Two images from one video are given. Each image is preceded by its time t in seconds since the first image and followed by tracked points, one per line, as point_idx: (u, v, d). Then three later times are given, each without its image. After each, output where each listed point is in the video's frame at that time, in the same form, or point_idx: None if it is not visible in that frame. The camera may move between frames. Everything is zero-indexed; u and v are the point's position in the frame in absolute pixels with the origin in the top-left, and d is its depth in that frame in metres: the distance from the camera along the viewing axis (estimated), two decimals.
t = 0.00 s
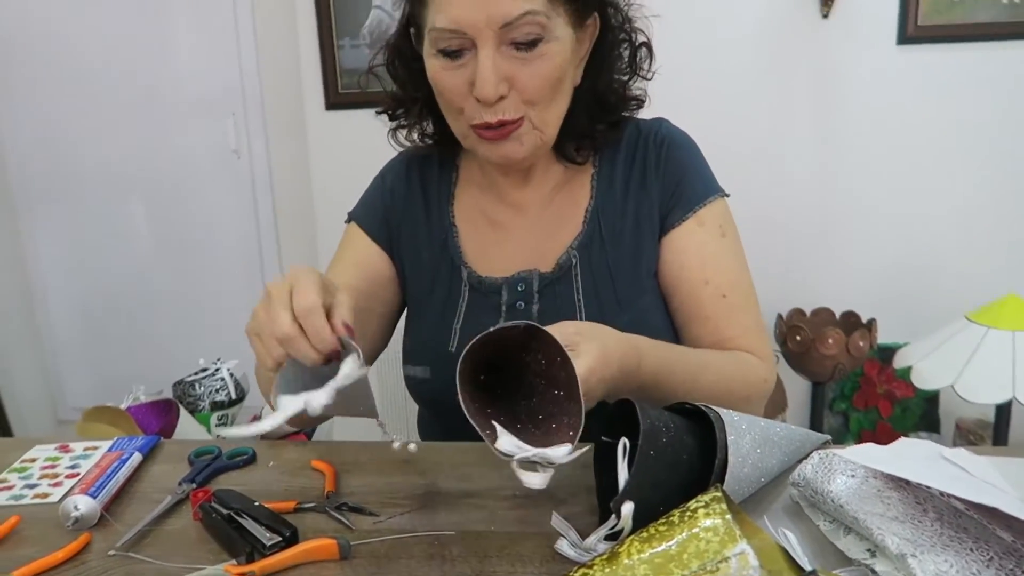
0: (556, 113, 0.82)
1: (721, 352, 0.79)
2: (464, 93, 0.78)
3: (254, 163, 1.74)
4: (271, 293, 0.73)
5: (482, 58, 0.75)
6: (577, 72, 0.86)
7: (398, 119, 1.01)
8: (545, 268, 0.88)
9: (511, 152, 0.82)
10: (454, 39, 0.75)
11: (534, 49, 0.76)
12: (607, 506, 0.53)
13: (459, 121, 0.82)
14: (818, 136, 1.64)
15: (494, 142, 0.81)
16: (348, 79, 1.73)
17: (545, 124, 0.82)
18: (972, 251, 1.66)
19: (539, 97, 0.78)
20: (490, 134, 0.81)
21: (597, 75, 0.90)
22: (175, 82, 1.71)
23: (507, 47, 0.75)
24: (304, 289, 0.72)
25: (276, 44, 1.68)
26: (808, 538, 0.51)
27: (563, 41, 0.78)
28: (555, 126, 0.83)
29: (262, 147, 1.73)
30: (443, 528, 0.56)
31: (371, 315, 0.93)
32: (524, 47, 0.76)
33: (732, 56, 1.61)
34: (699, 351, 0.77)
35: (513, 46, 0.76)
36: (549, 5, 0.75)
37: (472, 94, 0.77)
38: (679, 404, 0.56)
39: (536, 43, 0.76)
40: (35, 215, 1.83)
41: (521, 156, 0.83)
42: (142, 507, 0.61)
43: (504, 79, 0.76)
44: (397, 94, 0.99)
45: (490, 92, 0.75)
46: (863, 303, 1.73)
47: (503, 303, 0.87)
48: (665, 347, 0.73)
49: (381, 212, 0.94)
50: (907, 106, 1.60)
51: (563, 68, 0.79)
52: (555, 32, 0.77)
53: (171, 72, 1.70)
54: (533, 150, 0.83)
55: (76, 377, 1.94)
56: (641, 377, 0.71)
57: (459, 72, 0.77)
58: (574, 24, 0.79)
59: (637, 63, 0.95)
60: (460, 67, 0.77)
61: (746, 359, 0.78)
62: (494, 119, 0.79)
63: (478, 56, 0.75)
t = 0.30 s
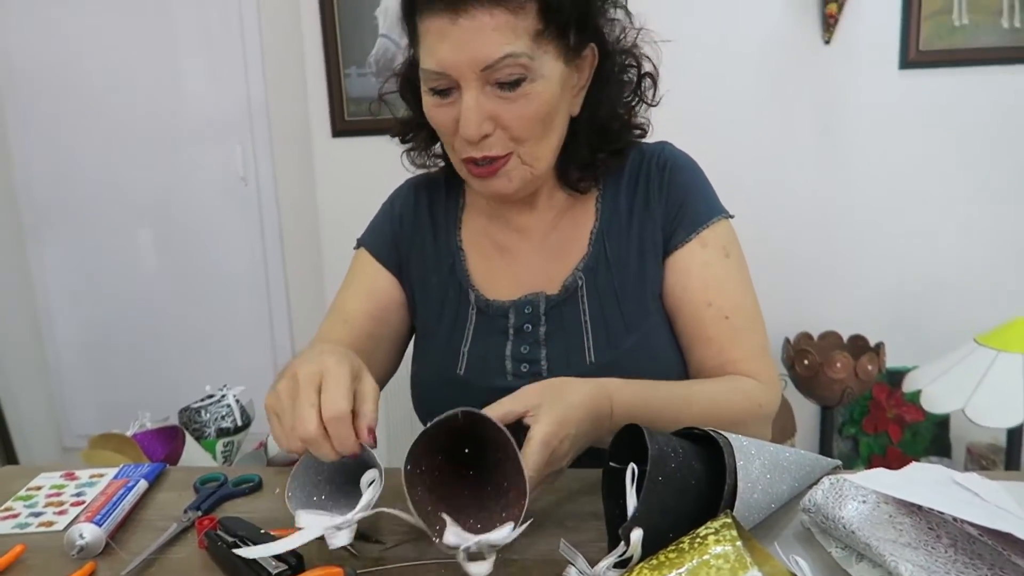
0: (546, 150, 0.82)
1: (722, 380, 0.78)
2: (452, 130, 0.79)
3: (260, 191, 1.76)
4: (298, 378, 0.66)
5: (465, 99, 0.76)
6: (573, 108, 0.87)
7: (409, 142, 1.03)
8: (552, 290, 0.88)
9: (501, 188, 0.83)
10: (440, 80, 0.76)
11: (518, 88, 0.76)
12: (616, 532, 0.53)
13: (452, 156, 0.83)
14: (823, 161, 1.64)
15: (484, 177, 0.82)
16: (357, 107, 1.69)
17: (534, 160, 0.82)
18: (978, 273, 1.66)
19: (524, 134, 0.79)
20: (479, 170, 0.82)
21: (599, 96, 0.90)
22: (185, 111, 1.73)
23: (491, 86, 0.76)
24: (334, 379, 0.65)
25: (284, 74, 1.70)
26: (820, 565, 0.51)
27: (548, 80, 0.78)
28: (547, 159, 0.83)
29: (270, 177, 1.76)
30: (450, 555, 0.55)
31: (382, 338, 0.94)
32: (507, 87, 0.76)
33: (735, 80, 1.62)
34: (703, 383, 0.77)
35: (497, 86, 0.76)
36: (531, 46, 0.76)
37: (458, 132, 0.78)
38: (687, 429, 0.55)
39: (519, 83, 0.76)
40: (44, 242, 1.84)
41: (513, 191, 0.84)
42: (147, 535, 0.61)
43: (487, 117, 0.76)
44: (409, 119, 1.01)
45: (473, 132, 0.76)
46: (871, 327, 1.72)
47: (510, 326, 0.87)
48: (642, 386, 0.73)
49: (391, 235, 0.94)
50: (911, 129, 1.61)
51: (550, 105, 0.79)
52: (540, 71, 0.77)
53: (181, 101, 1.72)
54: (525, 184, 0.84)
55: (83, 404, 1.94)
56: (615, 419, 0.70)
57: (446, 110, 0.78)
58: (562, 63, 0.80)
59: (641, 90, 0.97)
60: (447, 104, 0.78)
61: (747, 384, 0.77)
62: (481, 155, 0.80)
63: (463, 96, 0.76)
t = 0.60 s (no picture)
0: (545, 159, 0.82)
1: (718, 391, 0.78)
2: (451, 147, 0.79)
3: (266, 204, 1.76)
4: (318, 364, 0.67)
5: (461, 116, 0.76)
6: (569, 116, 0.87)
7: (411, 162, 1.03)
8: (552, 297, 0.88)
9: (503, 201, 0.83)
10: (435, 98, 0.77)
11: (511, 101, 0.77)
12: (621, 544, 0.52)
13: (453, 172, 0.83)
14: (828, 171, 1.64)
15: (487, 191, 0.83)
16: (361, 119, 1.71)
17: (534, 170, 0.82)
18: (985, 284, 1.65)
19: (522, 145, 0.79)
20: (480, 185, 0.82)
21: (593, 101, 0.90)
22: (192, 125, 1.74)
23: (485, 101, 0.76)
24: (341, 383, 0.64)
25: (290, 88, 1.72)
26: None
27: (542, 91, 0.78)
28: (546, 169, 0.83)
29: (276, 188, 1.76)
30: (456, 567, 0.55)
31: (388, 348, 0.94)
32: (501, 100, 0.76)
33: (739, 93, 1.63)
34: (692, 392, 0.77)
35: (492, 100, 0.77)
36: (522, 58, 0.76)
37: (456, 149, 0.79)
38: (691, 438, 0.55)
39: (512, 95, 0.77)
40: (51, 255, 1.85)
41: (515, 203, 0.84)
42: (152, 547, 0.61)
43: (485, 132, 0.76)
44: (411, 138, 1.02)
45: (471, 148, 0.76)
46: (877, 338, 1.71)
47: (510, 333, 0.87)
48: (637, 402, 0.73)
49: (393, 246, 0.95)
50: (916, 140, 1.60)
51: (545, 115, 0.79)
52: (533, 82, 0.77)
53: (188, 115, 1.74)
54: (526, 195, 0.84)
55: (89, 415, 1.95)
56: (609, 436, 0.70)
57: (443, 128, 0.79)
58: (554, 73, 0.80)
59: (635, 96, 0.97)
60: (444, 122, 0.78)
61: (745, 393, 0.78)
62: (481, 169, 0.80)
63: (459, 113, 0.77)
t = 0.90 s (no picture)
0: (546, 152, 0.83)
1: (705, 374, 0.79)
2: (453, 138, 0.79)
3: (262, 202, 1.76)
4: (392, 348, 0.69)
5: (463, 106, 0.76)
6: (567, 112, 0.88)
7: (408, 161, 1.03)
8: (547, 296, 0.89)
9: (505, 194, 0.83)
10: (437, 88, 0.77)
11: (513, 91, 0.77)
12: (617, 542, 0.52)
13: (454, 166, 0.83)
14: (824, 174, 1.65)
15: (489, 183, 0.82)
16: (359, 117, 1.69)
17: (535, 162, 0.82)
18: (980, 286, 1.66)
19: (524, 137, 0.79)
20: (481, 177, 0.82)
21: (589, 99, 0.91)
22: (189, 123, 1.74)
23: (487, 92, 0.76)
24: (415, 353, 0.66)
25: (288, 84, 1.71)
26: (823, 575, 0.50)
27: (543, 83, 0.78)
28: (547, 163, 0.84)
29: (272, 186, 1.76)
30: (452, 565, 0.55)
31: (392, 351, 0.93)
32: (503, 91, 0.76)
33: (737, 95, 1.63)
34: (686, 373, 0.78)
35: (493, 91, 0.77)
36: (524, 49, 0.76)
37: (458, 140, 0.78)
38: (688, 437, 0.55)
39: (514, 86, 0.77)
40: (47, 253, 1.85)
41: (517, 197, 0.84)
42: (147, 543, 0.61)
43: (487, 122, 0.76)
44: (408, 139, 1.01)
45: (473, 137, 0.76)
46: (873, 338, 1.72)
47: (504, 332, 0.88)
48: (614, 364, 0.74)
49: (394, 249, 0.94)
50: (912, 142, 1.61)
51: (546, 107, 0.79)
52: (534, 74, 0.78)
53: (185, 113, 1.73)
54: (527, 189, 0.84)
55: (83, 412, 1.94)
56: (592, 391, 0.72)
57: (445, 119, 0.79)
58: (554, 67, 0.80)
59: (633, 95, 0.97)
60: (446, 114, 0.78)
61: (729, 383, 0.78)
62: (483, 160, 0.80)
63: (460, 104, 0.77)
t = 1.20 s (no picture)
0: (553, 139, 0.82)
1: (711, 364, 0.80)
2: (459, 123, 0.79)
3: (254, 190, 1.75)
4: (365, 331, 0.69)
5: (472, 91, 0.76)
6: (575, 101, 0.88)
7: (415, 144, 1.03)
8: (549, 284, 0.88)
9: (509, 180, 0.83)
10: (447, 72, 0.77)
11: (523, 78, 0.77)
12: (608, 529, 0.53)
13: (460, 149, 0.83)
14: (815, 165, 1.65)
15: (494, 168, 0.82)
16: (350, 106, 1.69)
17: (542, 148, 0.82)
18: (969, 277, 1.67)
19: (532, 123, 0.79)
20: (486, 161, 0.82)
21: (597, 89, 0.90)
22: (180, 111, 1.73)
23: (496, 77, 0.76)
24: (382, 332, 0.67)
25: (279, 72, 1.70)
26: (812, 562, 0.51)
27: (553, 71, 0.78)
28: (553, 151, 0.84)
29: (263, 175, 1.75)
30: (445, 552, 0.55)
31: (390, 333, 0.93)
32: (512, 77, 0.76)
33: (729, 85, 1.63)
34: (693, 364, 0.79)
35: (503, 77, 0.77)
36: (535, 36, 0.76)
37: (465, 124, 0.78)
38: (681, 426, 0.55)
39: (524, 72, 0.77)
40: (37, 242, 1.84)
41: (521, 183, 0.84)
42: (140, 531, 0.61)
43: (495, 108, 0.76)
44: (416, 121, 1.02)
45: (481, 122, 0.76)
46: (863, 327, 1.73)
47: (506, 318, 0.86)
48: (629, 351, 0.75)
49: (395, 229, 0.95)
50: (904, 132, 1.61)
51: (555, 95, 0.79)
52: (544, 62, 0.77)
53: (176, 101, 1.72)
54: (532, 176, 0.84)
55: (74, 401, 1.94)
56: (611, 371, 0.71)
57: (453, 103, 0.79)
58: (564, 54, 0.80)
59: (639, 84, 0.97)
60: (454, 98, 0.78)
61: (733, 374, 0.78)
62: (490, 146, 0.80)
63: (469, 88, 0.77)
